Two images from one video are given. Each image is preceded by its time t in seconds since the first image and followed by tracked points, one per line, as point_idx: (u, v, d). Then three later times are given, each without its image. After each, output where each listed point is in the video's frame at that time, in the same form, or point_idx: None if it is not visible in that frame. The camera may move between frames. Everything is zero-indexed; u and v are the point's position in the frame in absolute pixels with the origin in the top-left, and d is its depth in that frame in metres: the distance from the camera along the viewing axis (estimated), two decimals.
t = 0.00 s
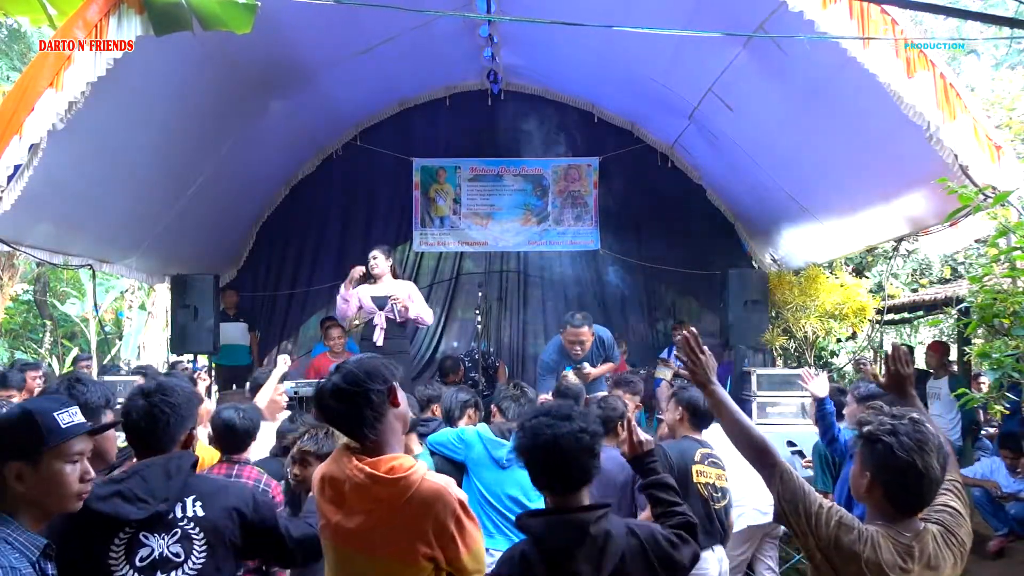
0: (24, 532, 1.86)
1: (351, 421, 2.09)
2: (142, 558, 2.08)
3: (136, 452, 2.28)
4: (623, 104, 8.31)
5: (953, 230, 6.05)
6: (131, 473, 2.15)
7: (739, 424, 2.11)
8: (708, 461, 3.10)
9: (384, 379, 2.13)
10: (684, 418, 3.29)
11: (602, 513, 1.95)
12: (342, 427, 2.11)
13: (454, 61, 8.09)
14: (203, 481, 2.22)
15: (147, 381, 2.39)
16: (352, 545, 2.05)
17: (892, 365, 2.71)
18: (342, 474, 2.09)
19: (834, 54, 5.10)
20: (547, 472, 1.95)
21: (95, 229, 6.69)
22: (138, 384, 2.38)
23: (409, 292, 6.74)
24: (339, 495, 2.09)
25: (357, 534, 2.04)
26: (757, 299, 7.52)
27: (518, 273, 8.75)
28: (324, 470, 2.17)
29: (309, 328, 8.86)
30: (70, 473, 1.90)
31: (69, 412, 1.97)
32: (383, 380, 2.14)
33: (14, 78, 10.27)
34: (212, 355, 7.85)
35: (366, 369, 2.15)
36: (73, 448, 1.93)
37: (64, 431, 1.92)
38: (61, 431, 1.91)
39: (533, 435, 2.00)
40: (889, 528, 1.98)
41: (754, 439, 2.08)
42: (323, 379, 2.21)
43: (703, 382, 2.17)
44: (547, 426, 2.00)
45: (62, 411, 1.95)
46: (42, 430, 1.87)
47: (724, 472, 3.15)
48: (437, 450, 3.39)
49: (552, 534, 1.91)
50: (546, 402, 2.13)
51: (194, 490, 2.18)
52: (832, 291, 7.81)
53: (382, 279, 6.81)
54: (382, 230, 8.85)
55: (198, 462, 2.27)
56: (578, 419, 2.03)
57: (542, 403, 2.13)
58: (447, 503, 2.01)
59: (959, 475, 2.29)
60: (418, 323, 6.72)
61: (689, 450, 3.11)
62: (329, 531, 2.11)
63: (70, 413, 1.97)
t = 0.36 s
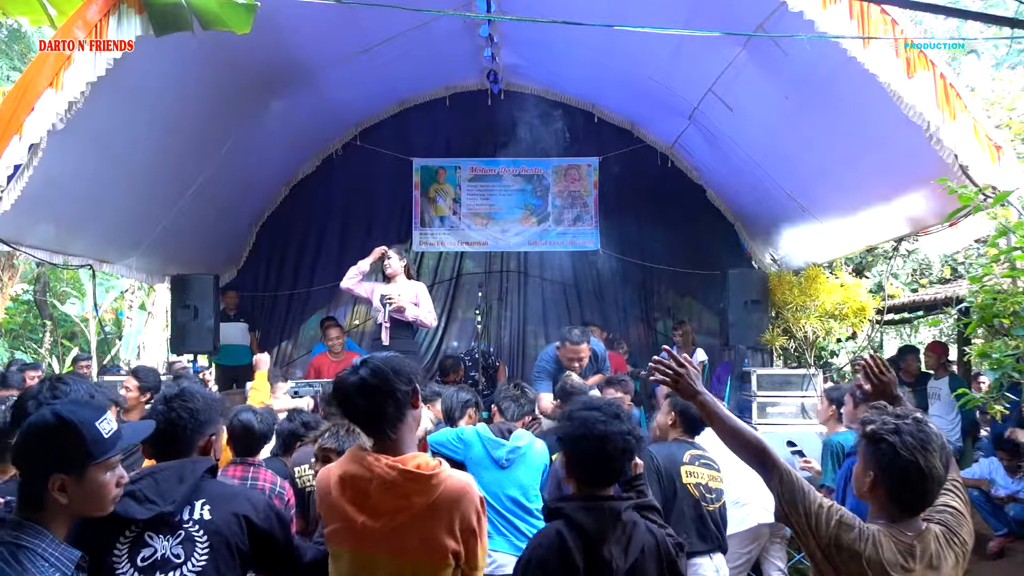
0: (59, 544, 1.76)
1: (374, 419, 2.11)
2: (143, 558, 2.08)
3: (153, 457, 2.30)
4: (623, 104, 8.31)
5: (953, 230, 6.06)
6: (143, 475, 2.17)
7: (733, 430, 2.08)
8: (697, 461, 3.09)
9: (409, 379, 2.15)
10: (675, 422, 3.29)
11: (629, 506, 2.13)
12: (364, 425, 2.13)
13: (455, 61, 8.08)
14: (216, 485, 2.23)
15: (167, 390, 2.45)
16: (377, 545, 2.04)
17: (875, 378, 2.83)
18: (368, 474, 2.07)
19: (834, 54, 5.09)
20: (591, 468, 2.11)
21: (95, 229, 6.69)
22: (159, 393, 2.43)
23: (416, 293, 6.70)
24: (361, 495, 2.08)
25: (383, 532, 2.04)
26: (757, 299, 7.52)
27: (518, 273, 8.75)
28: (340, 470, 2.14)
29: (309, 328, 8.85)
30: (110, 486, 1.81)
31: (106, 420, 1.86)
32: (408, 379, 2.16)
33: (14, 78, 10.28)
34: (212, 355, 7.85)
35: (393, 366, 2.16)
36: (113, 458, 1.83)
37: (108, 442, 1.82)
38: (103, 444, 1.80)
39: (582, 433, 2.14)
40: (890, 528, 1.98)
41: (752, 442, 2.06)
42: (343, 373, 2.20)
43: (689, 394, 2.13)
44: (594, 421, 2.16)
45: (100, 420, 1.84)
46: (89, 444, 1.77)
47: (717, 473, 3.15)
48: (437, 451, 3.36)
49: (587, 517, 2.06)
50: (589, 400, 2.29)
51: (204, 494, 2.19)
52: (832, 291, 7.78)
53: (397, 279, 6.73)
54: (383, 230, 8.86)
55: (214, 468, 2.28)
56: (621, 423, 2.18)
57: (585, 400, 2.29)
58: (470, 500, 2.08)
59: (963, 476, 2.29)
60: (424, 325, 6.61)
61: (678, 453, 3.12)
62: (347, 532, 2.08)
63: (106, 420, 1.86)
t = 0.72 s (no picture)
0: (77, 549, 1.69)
1: (382, 416, 2.10)
2: (160, 555, 2.08)
3: (168, 459, 2.31)
4: (624, 104, 8.31)
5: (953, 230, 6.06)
6: (161, 474, 2.17)
7: (749, 424, 2.11)
8: (697, 458, 3.11)
9: (418, 380, 2.16)
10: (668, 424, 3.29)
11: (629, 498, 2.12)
12: (369, 419, 2.12)
13: (455, 61, 8.08)
14: (232, 486, 2.24)
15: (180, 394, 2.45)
16: (370, 541, 2.04)
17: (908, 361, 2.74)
18: (369, 469, 2.06)
19: (834, 54, 5.10)
20: (600, 459, 2.11)
21: (95, 228, 6.69)
22: (173, 397, 2.44)
23: (423, 293, 6.68)
24: (360, 490, 2.07)
25: (379, 529, 2.04)
26: (757, 299, 7.52)
27: (518, 273, 8.75)
28: (337, 464, 2.12)
29: (310, 327, 8.85)
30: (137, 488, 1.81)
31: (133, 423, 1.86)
32: (416, 380, 2.17)
33: (13, 78, 10.28)
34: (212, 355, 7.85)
35: (405, 365, 2.17)
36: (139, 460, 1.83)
37: (141, 444, 1.82)
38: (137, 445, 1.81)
39: (595, 422, 2.15)
40: (888, 527, 1.97)
41: (755, 438, 2.09)
42: (350, 367, 2.17)
43: (718, 375, 2.22)
44: (608, 413, 2.17)
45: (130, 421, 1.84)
46: (129, 445, 1.78)
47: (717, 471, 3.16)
48: (433, 449, 3.34)
49: (588, 504, 2.06)
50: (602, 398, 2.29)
51: (220, 493, 2.20)
52: (832, 291, 7.78)
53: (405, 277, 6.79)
54: (383, 229, 8.85)
55: (231, 468, 2.29)
56: (633, 421, 2.19)
57: (598, 398, 2.29)
58: (463, 502, 2.12)
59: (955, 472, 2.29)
60: (431, 325, 6.61)
61: (677, 451, 3.13)
62: (341, 526, 2.06)
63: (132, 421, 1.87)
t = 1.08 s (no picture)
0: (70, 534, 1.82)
1: (359, 414, 2.10)
2: (162, 552, 2.09)
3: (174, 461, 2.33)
4: (624, 104, 8.31)
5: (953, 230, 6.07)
6: (164, 474, 2.20)
7: (754, 423, 2.12)
8: (707, 454, 3.15)
9: (396, 377, 2.17)
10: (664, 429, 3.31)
11: (599, 496, 2.14)
12: (346, 418, 2.11)
13: (455, 61, 8.08)
14: (234, 482, 2.23)
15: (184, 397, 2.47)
16: (353, 540, 2.04)
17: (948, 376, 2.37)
18: (349, 468, 2.05)
19: (834, 54, 5.10)
20: (570, 453, 2.19)
21: (95, 228, 6.69)
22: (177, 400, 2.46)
23: (425, 294, 6.66)
24: (340, 490, 2.06)
25: (360, 530, 2.04)
26: (757, 299, 7.51)
27: (518, 273, 8.75)
28: (319, 463, 2.11)
29: (310, 327, 8.85)
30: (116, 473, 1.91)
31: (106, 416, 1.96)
32: (394, 377, 2.18)
33: (14, 78, 10.28)
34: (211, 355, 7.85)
35: (381, 362, 2.18)
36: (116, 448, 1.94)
37: (117, 434, 1.93)
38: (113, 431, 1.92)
39: (564, 417, 2.25)
40: (876, 527, 1.98)
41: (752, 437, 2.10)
42: (328, 367, 2.18)
43: (764, 374, 2.29)
44: (578, 410, 2.25)
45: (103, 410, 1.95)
46: (107, 432, 1.88)
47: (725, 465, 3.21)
48: (433, 440, 3.51)
49: (550, 510, 2.13)
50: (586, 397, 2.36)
51: (219, 489, 2.19)
52: (832, 291, 7.78)
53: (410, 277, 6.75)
54: (383, 230, 8.86)
55: (234, 466, 2.29)
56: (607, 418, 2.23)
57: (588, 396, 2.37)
58: (445, 501, 2.12)
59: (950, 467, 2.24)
60: (432, 327, 6.59)
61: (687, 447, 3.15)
62: (323, 526, 2.06)
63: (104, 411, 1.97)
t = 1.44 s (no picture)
0: (29, 543, 1.83)
1: (355, 415, 2.10)
2: (157, 551, 2.10)
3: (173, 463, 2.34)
4: (624, 104, 8.31)
5: (952, 230, 6.07)
6: (160, 475, 2.20)
7: (736, 419, 2.11)
8: (708, 457, 3.17)
9: (391, 376, 2.16)
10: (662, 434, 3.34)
11: (565, 501, 2.10)
12: (341, 419, 2.11)
13: (454, 61, 8.08)
14: (228, 480, 2.22)
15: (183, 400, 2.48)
16: (355, 544, 2.04)
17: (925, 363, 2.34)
18: (348, 473, 2.05)
19: (834, 54, 5.10)
20: (530, 463, 2.18)
21: (95, 228, 6.69)
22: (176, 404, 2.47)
23: (427, 295, 6.63)
24: (340, 494, 2.06)
25: (362, 533, 2.04)
26: (757, 299, 7.52)
27: (518, 273, 8.75)
28: (316, 467, 2.11)
29: (309, 327, 8.84)
30: (62, 493, 1.86)
31: (71, 426, 1.92)
32: (389, 377, 2.17)
33: (14, 78, 10.28)
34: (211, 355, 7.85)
35: (375, 362, 2.17)
36: (72, 466, 1.89)
37: (56, 444, 1.86)
38: (62, 447, 1.88)
39: (522, 426, 2.25)
40: (860, 527, 1.99)
41: (732, 437, 2.10)
42: (324, 367, 2.18)
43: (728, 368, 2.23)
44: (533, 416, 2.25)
45: (73, 424, 1.93)
46: (35, 439, 1.84)
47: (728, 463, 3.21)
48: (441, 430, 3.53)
49: (519, 528, 2.12)
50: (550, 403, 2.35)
51: (211, 486, 2.19)
52: (832, 291, 7.77)
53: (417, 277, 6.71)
54: (383, 230, 8.87)
55: (231, 465, 2.29)
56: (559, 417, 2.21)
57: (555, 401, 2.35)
58: (447, 502, 2.12)
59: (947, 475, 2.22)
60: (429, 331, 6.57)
61: (683, 451, 3.18)
62: (325, 531, 2.07)
63: (81, 425, 1.96)
